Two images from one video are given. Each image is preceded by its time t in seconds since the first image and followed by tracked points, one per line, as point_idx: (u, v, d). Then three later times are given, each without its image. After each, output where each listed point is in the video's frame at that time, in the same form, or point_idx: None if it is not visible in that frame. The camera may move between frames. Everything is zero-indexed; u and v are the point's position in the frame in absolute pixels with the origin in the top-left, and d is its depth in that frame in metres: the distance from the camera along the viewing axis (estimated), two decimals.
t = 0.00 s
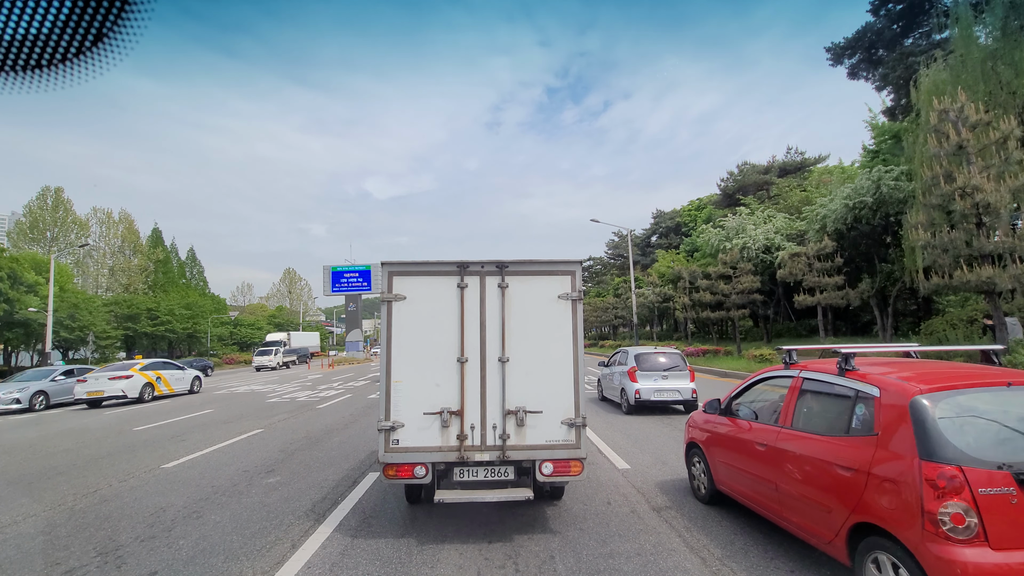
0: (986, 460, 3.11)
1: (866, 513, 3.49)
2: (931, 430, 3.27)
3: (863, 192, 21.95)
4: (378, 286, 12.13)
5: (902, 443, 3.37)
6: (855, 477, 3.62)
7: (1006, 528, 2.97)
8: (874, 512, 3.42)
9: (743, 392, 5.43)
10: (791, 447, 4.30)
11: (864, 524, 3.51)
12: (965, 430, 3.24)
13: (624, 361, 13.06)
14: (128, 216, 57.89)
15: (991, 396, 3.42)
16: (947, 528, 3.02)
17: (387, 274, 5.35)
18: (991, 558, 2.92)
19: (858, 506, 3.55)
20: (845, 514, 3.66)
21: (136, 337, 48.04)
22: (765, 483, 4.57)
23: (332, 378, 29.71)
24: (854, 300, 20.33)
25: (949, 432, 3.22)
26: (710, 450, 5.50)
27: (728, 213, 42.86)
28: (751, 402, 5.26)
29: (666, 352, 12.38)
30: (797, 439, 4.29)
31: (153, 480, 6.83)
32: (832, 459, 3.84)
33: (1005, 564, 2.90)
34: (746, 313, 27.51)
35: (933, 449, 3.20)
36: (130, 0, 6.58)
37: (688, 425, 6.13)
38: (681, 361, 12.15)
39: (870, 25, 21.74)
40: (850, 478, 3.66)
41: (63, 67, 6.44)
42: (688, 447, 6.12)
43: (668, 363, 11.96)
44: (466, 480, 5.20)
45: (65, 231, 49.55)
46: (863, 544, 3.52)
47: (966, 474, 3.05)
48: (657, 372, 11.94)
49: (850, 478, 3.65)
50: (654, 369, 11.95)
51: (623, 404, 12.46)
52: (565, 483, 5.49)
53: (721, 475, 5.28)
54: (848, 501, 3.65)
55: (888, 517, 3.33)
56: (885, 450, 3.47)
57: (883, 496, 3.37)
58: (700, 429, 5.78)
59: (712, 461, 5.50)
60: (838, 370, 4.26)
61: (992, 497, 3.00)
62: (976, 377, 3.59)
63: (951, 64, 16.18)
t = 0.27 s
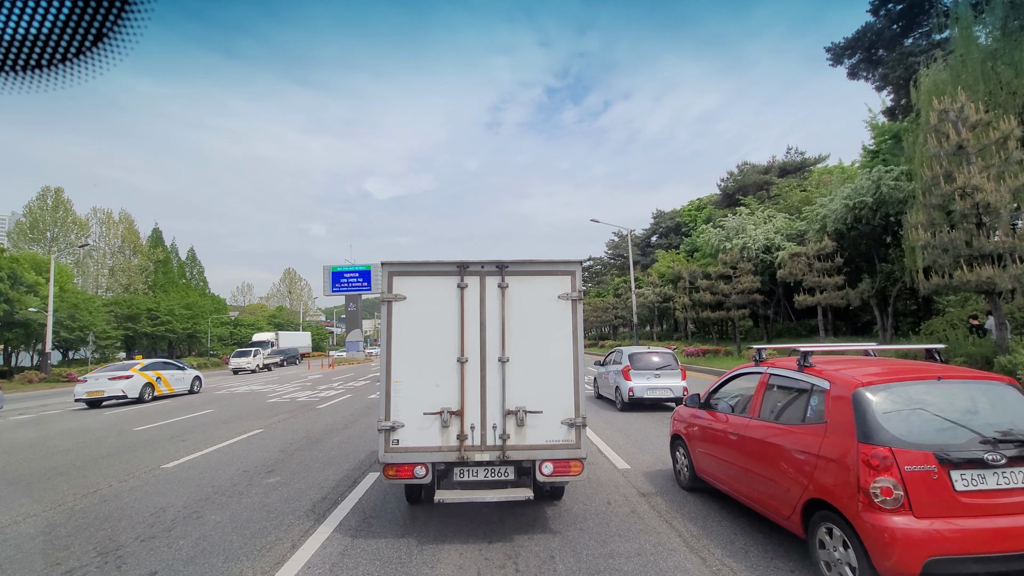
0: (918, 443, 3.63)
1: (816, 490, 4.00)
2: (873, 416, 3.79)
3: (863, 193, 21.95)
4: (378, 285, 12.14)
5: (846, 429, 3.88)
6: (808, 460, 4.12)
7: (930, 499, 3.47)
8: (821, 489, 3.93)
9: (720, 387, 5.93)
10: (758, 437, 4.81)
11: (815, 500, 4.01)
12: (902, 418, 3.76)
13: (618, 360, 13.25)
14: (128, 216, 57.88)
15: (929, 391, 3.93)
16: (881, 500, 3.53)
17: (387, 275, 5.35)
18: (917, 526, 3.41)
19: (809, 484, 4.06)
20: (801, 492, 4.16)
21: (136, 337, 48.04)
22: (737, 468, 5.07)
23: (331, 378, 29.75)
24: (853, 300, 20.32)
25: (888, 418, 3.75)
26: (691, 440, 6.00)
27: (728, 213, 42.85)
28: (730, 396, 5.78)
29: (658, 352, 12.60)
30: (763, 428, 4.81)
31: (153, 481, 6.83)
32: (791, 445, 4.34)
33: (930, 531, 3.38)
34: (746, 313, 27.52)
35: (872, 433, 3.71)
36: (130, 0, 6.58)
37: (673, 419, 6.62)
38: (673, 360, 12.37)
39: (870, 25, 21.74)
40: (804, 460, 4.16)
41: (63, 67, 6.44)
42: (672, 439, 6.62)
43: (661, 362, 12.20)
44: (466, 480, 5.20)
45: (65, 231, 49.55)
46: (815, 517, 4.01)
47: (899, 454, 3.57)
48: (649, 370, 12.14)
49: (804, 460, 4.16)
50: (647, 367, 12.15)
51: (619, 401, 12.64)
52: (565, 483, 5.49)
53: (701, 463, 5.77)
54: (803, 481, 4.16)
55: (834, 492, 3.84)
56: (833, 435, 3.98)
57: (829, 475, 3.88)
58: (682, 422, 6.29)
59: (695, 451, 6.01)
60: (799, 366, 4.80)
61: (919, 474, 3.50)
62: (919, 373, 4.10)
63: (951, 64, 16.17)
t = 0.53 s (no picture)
0: (854, 428, 4.09)
1: (770, 470, 4.48)
2: (817, 405, 4.25)
3: (863, 193, 21.96)
4: (378, 285, 12.14)
5: (793, 416, 4.37)
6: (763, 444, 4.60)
7: (862, 476, 3.94)
8: (774, 469, 4.41)
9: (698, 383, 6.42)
10: (725, 421, 5.30)
11: (770, 479, 4.49)
12: (842, 407, 4.22)
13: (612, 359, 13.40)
14: (128, 216, 57.87)
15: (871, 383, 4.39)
16: (820, 477, 4.00)
17: (387, 274, 5.35)
18: (851, 499, 3.88)
19: (765, 464, 4.54)
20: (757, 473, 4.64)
21: (136, 337, 48.03)
22: (710, 452, 5.55)
23: (331, 378, 29.77)
24: (854, 300, 20.32)
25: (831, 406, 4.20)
26: (672, 429, 6.48)
27: (728, 213, 42.86)
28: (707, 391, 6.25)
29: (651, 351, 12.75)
30: (730, 416, 5.28)
31: (153, 481, 6.82)
32: (751, 431, 4.80)
33: (861, 502, 3.85)
34: (746, 313, 27.53)
35: (814, 419, 4.19)
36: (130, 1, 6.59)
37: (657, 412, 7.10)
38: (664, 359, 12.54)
39: (870, 25, 21.75)
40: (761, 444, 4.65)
41: (63, 67, 6.44)
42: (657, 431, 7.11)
43: (652, 360, 12.41)
44: (466, 480, 5.20)
45: (65, 231, 49.54)
46: (770, 494, 4.49)
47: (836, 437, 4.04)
48: (641, 369, 12.30)
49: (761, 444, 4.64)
50: (638, 366, 12.32)
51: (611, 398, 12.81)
52: (565, 483, 5.49)
53: (681, 449, 6.26)
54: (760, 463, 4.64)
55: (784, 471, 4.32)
56: (783, 421, 4.46)
57: (779, 456, 4.36)
58: (665, 413, 6.77)
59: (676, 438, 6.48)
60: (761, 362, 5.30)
61: (852, 454, 3.97)
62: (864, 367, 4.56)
63: (951, 64, 16.17)
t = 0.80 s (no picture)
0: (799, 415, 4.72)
1: (731, 452, 5.07)
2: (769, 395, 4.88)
3: (863, 193, 21.96)
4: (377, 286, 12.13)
5: (750, 405, 4.98)
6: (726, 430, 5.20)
7: (806, 456, 4.54)
8: (735, 451, 5.00)
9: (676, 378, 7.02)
10: (698, 414, 5.87)
11: (732, 460, 5.08)
12: (789, 397, 4.86)
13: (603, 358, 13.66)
14: (128, 216, 57.84)
15: (815, 377, 5.02)
16: (771, 456, 4.60)
17: (386, 274, 5.35)
18: (795, 475, 4.47)
19: (728, 447, 5.14)
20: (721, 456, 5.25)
21: (136, 337, 48.02)
22: (686, 441, 6.11)
23: (331, 378, 29.77)
24: (854, 301, 20.30)
25: (780, 396, 4.82)
26: (655, 423, 7.04)
27: (728, 213, 42.85)
28: (684, 386, 6.84)
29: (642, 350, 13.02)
30: (702, 407, 5.89)
31: (153, 481, 6.83)
32: (718, 419, 5.39)
33: (803, 478, 4.45)
34: (746, 313, 27.54)
35: (767, 408, 4.80)
36: (130, 1, 6.59)
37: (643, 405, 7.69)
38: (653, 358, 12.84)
39: (870, 25, 21.74)
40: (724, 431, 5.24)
41: (63, 67, 6.44)
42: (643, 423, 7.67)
43: (643, 359, 12.70)
44: (466, 480, 5.20)
45: (65, 231, 49.53)
46: (731, 475, 5.08)
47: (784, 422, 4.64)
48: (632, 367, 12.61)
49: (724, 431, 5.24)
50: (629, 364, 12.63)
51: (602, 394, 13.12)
52: (565, 483, 5.49)
53: (662, 441, 6.82)
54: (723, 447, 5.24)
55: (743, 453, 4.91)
56: (743, 410, 5.05)
57: (739, 440, 4.96)
58: (649, 407, 7.36)
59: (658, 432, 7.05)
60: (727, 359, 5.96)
61: (798, 437, 4.58)
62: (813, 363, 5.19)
63: (951, 64, 16.16)
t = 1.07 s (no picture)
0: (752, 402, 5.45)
1: (699, 438, 5.76)
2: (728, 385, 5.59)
3: (863, 193, 21.96)
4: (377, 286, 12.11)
5: (715, 397, 5.67)
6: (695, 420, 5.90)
7: (761, 439, 5.23)
8: (701, 436, 5.69)
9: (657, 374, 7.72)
10: (673, 406, 6.57)
11: (699, 445, 5.77)
12: (745, 387, 5.59)
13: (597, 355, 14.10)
14: (128, 216, 57.81)
15: (773, 372, 5.72)
16: (729, 439, 5.30)
17: (386, 274, 5.35)
18: (752, 456, 5.16)
19: (696, 433, 5.82)
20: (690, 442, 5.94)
21: (136, 337, 48.00)
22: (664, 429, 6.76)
23: (331, 378, 29.76)
24: (854, 301, 20.29)
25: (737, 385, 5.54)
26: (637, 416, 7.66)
27: (728, 213, 42.84)
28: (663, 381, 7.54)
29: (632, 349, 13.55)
30: (676, 399, 6.58)
31: (153, 481, 6.83)
32: (688, 410, 6.09)
33: (756, 457, 5.14)
34: (746, 313, 27.53)
35: (728, 398, 5.49)
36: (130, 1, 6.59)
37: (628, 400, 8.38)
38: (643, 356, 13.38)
39: (870, 25, 21.75)
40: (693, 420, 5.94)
41: (63, 67, 6.43)
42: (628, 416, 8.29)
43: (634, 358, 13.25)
44: (466, 480, 5.20)
45: (65, 231, 49.52)
46: (699, 458, 5.77)
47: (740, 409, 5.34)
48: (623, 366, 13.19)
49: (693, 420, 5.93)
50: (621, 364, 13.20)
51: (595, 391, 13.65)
52: (565, 483, 5.49)
53: (643, 431, 7.47)
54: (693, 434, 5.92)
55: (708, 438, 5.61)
56: (709, 401, 5.74)
57: (704, 427, 5.64)
58: (632, 401, 8.05)
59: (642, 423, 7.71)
60: (698, 357, 6.74)
61: (753, 423, 5.27)
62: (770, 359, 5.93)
63: (951, 64, 16.16)
